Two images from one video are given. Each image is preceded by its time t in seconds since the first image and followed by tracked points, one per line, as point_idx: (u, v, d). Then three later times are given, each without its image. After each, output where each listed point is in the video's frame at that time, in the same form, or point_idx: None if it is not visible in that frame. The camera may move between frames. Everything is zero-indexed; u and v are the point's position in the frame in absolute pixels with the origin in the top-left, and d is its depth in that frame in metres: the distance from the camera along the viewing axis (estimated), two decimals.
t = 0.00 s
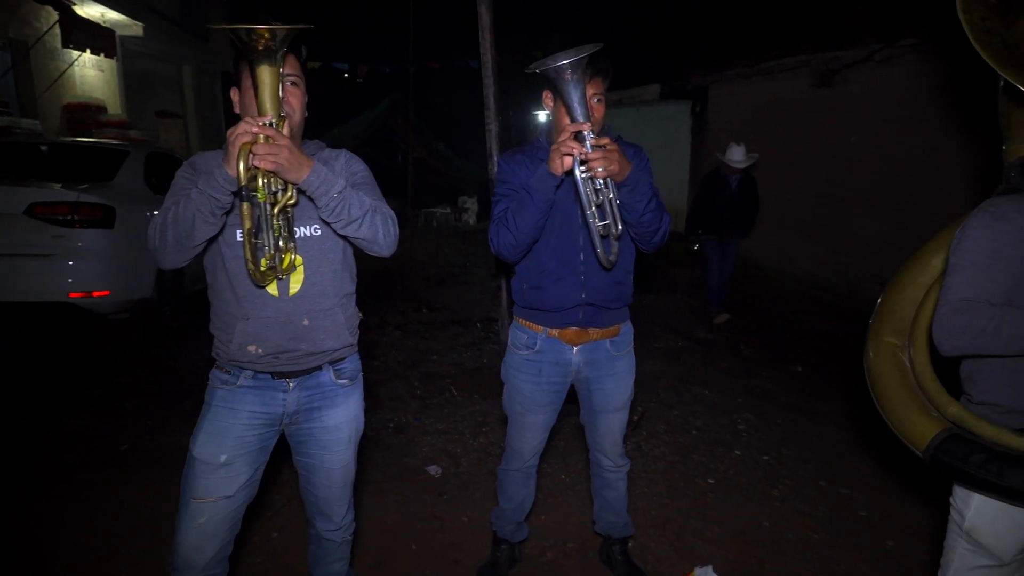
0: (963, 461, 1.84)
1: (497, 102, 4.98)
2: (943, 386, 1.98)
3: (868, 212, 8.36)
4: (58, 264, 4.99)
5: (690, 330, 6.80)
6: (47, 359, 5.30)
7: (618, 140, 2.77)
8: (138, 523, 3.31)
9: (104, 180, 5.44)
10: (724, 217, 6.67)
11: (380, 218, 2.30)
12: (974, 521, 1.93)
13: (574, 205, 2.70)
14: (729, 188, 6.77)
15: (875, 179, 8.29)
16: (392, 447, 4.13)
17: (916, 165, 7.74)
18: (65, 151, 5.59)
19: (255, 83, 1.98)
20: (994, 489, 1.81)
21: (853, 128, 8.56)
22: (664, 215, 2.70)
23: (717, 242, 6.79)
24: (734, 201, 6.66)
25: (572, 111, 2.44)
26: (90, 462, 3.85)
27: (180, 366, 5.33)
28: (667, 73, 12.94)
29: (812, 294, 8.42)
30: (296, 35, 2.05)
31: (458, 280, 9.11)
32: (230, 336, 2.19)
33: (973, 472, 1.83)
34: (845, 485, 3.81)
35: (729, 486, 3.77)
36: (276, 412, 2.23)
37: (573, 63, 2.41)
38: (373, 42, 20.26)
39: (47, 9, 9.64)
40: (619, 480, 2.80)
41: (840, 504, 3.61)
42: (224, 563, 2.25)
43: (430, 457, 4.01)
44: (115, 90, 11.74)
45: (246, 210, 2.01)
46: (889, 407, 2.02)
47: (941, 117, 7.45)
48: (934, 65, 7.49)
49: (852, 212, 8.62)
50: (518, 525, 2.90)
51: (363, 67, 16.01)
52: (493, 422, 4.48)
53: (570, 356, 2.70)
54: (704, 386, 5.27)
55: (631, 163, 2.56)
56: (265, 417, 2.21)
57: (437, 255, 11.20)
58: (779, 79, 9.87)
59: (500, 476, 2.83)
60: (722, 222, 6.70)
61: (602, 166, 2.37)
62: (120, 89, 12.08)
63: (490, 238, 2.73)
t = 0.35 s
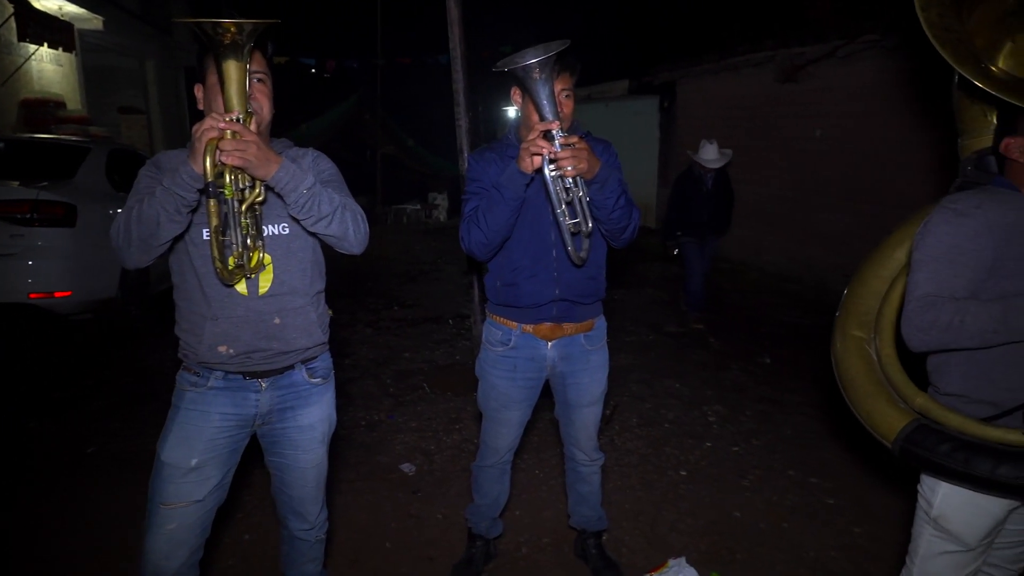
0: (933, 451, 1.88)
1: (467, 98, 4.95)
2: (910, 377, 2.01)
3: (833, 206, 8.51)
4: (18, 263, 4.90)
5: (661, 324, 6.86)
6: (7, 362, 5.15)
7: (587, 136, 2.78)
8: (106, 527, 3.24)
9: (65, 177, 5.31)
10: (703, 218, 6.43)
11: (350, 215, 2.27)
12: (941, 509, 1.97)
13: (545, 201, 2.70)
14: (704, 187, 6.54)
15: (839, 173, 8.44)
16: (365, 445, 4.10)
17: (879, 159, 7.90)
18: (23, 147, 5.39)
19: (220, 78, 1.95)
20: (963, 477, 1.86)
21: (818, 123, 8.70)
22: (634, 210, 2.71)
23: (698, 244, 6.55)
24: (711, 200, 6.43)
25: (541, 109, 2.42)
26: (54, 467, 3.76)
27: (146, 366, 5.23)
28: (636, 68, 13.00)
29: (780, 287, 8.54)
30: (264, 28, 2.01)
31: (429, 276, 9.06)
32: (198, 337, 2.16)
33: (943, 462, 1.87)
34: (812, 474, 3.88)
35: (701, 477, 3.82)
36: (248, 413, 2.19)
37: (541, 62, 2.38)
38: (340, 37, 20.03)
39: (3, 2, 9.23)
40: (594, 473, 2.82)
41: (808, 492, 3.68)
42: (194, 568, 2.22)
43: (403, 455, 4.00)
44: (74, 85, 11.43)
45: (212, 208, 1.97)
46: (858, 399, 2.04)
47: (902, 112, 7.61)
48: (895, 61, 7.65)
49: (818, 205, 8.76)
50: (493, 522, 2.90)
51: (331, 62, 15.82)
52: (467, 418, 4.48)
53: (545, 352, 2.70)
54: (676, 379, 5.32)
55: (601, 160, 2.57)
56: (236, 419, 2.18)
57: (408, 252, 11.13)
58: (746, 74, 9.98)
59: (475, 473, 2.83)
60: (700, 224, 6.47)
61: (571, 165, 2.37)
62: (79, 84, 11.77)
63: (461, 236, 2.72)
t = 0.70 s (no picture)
0: (906, 445, 1.92)
1: (450, 95, 4.94)
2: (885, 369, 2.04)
3: (813, 204, 8.60)
4: None
5: (644, 321, 6.89)
6: None
7: (570, 133, 2.79)
8: (84, 529, 3.20)
9: (42, 174, 5.24)
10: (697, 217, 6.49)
11: (333, 216, 2.26)
12: (916, 497, 2.01)
13: (529, 199, 2.70)
14: (698, 184, 6.52)
15: (820, 172, 8.52)
16: (348, 444, 4.09)
17: (859, 159, 7.98)
18: None
19: (206, 75, 1.94)
20: (933, 471, 1.90)
21: (799, 121, 8.77)
22: (617, 208, 2.72)
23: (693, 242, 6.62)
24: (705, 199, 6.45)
25: (524, 106, 2.42)
26: (32, 467, 3.71)
27: (124, 366, 5.17)
28: (619, 67, 13.03)
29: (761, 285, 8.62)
30: (250, 26, 1.99)
31: (412, 274, 9.04)
32: (177, 334, 2.14)
33: (915, 456, 1.91)
34: (793, 469, 3.92)
35: (684, 473, 3.84)
36: (227, 412, 2.18)
37: (524, 59, 2.37)
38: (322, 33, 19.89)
39: None
40: (576, 471, 2.83)
41: (788, 487, 3.72)
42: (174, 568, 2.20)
43: (387, 453, 3.98)
44: (51, 81, 11.24)
45: (195, 205, 1.96)
46: (834, 393, 2.08)
47: (880, 112, 7.70)
48: (873, 61, 7.74)
49: (799, 204, 8.84)
50: (475, 519, 2.90)
51: (313, 59, 15.70)
52: (450, 416, 4.47)
53: (527, 349, 2.71)
54: (659, 376, 5.35)
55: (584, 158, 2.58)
56: (216, 418, 2.17)
57: (390, 250, 11.08)
58: (728, 73, 10.04)
59: (458, 470, 2.83)
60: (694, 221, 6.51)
61: (555, 162, 2.37)
62: (56, 80, 11.58)
63: (445, 233, 2.72)
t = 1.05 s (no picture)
0: (883, 436, 1.94)
1: (431, 92, 4.93)
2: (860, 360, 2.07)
3: (793, 200, 8.68)
4: None
5: (626, 318, 6.92)
6: None
7: (551, 132, 2.78)
8: (64, 533, 3.16)
9: (18, 171, 5.17)
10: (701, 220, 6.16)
11: (309, 218, 2.25)
12: (890, 486, 2.04)
13: (509, 198, 2.70)
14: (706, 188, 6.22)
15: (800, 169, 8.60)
16: (331, 443, 4.07)
17: (838, 155, 8.07)
18: None
19: (184, 71, 1.91)
20: (908, 461, 1.91)
21: (779, 118, 8.84)
22: (597, 207, 2.73)
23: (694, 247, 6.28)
24: (711, 202, 6.13)
25: (504, 104, 2.41)
26: (8, 471, 3.65)
27: (103, 366, 5.11)
28: (601, 64, 13.06)
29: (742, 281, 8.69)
30: (229, 21, 1.97)
31: (395, 272, 9.01)
32: (156, 335, 2.11)
33: (892, 446, 1.92)
34: (773, 464, 3.96)
35: (666, 469, 3.87)
36: (208, 414, 2.16)
37: (503, 57, 2.37)
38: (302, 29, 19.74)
39: None
40: (559, 468, 2.84)
41: (768, 482, 3.76)
42: (154, 570, 2.19)
43: (370, 452, 3.98)
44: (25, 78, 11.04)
45: (173, 204, 1.94)
46: (811, 382, 2.10)
47: (859, 109, 7.78)
48: (852, 59, 7.82)
49: (779, 200, 8.92)
50: (459, 517, 2.90)
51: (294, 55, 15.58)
52: (433, 414, 4.47)
53: (509, 348, 2.71)
54: (642, 372, 5.38)
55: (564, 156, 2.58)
56: (196, 420, 2.15)
57: (373, 248, 11.04)
58: (709, 70, 10.09)
59: (441, 469, 2.82)
60: (697, 225, 6.18)
61: (535, 161, 2.37)
62: (31, 77, 11.38)
63: (426, 233, 2.71)
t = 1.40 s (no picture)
0: (851, 423, 1.99)
1: (403, 90, 4.90)
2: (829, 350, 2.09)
3: (765, 196, 8.79)
4: None
5: (601, 315, 6.95)
6: None
7: (524, 129, 2.78)
8: (30, 543, 3.09)
9: None
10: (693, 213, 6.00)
11: (280, 219, 2.22)
12: (859, 472, 2.08)
13: (484, 196, 2.69)
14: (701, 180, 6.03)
15: (770, 165, 8.70)
16: (306, 445, 4.04)
17: (807, 151, 8.19)
18: None
19: (152, 70, 1.88)
20: (874, 446, 1.97)
21: (749, 115, 8.95)
22: (571, 204, 2.72)
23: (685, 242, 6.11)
24: (705, 194, 5.96)
25: (477, 102, 2.40)
26: None
27: (70, 370, 5.01)
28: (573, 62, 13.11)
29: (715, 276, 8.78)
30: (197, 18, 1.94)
31: (370, 272, 8.96)
32: (123, 339, 2.07)
33: (859, 433, 1.97)
34: (747, 456, 4.00)
35: (642, 464, 3.89)
36: (177, 418, 2.13)
37: (476, 55, 2.36)
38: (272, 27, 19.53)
39: None
40: (536, 465, 2.84)
41: (742, 475, 3.80)
42: None
43: (346, 454, 3.95)
44: None
45: (141, 205, 1.91)
46: (780, 371, 2.12)
47: (829, 106, 7.91)
48: (820, 56, 7.95)
49: (750, 197, 9.02)
50: (436, 517, 2.89)
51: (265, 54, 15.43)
52: (409, 414, 4.45)
53: (483, 347, 2.70)
54: (617, 368, 5.41)
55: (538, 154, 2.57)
56: (166, 425, 2.11)
57: (347, 248, 10.96)
58: (680, 68, 10.17)
59: (417, 469, 2.81)
60: (689, 219, 6.03)
61: (509, 159, 2.38)
62: None
63: (400, 232, 2.69)
